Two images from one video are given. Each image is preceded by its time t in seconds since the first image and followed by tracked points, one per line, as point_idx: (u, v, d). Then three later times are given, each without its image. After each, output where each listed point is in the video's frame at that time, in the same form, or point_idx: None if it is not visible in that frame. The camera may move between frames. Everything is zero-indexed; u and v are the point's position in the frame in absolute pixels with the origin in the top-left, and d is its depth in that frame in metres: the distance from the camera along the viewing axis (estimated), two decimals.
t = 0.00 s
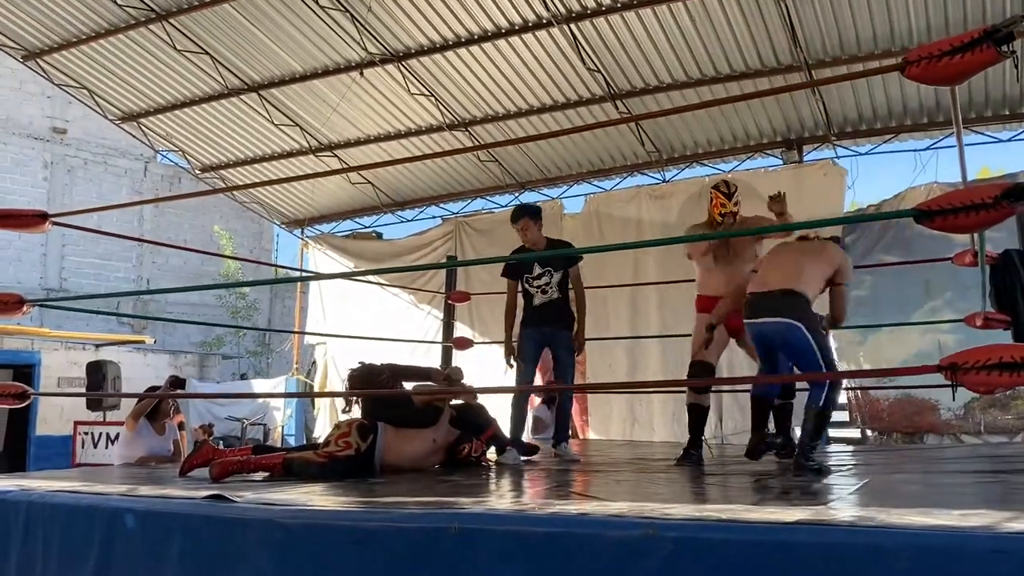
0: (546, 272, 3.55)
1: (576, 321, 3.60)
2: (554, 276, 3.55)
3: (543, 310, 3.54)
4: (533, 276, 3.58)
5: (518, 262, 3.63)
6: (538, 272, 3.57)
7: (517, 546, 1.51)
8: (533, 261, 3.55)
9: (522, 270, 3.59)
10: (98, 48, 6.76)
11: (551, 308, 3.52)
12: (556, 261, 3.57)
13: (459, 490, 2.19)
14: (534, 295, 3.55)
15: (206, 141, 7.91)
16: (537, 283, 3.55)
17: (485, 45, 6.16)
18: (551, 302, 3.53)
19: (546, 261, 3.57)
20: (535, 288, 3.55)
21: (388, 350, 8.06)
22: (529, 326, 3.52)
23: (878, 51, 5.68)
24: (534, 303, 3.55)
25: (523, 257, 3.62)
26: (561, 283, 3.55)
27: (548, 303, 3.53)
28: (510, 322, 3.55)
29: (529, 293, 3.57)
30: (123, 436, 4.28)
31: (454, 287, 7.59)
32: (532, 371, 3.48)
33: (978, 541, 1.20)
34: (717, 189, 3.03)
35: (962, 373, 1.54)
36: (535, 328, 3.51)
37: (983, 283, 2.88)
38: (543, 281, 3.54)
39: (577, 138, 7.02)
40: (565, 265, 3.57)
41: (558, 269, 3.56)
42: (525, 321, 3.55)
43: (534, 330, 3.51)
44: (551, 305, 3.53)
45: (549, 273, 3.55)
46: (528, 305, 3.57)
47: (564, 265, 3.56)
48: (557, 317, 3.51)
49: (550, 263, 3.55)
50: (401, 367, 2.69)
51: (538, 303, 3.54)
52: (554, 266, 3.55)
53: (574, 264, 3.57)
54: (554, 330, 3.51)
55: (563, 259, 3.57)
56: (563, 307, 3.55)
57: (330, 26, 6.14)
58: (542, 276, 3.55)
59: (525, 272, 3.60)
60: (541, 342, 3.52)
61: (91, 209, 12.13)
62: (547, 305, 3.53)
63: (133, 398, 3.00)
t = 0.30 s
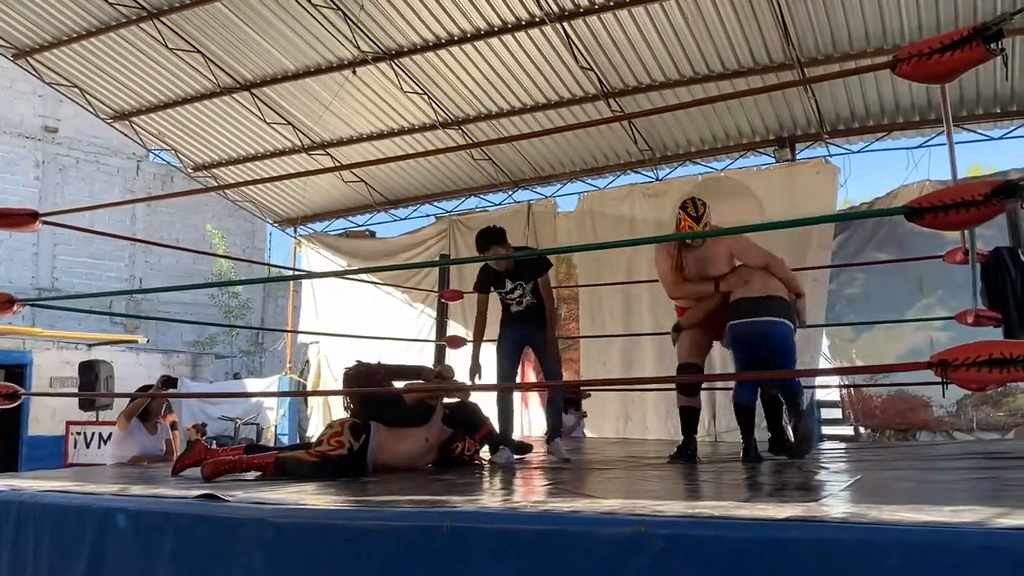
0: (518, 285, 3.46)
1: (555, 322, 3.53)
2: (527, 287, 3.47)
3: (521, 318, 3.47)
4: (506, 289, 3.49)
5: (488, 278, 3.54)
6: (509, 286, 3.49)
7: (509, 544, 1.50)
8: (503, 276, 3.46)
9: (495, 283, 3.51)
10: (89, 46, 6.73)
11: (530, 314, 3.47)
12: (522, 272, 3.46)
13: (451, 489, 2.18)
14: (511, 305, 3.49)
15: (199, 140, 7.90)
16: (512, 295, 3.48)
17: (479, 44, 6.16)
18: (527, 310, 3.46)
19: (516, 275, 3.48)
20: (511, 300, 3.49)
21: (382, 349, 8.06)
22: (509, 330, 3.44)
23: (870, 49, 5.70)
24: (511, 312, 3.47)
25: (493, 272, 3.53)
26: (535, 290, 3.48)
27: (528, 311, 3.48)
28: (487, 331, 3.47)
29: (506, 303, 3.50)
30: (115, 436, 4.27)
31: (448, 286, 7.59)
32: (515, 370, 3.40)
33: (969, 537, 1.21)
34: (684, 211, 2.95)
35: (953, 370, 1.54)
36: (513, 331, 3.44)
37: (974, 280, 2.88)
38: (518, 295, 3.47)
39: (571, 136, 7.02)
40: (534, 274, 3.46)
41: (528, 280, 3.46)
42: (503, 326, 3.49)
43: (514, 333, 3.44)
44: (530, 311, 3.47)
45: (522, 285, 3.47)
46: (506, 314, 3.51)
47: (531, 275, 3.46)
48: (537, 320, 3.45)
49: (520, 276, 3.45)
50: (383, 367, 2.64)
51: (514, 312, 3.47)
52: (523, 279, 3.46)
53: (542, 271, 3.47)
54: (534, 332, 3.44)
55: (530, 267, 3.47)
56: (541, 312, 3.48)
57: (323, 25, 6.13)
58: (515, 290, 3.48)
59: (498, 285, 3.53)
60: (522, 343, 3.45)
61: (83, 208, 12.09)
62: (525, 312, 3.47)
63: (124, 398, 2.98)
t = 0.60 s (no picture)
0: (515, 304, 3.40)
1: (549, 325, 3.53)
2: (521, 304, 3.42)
3: (515, 324, 3.46)
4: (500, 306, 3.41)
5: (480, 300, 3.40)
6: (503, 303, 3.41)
7: (506, 541, 1.50)
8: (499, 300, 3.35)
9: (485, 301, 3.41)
10: (82, 44, 6.71)
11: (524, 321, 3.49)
12: (517, 291, 3.38)
13: (448, 487, 2.18)
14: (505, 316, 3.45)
15: (194, 138, 7.88)
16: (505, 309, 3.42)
17: (474, 42, 6.15)
18: (522, 318, 3.44)
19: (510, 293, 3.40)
20: (506, 313, 3.44)
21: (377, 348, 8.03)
22: (503, 333, 3.43)
23: (865, 47, 5.71)
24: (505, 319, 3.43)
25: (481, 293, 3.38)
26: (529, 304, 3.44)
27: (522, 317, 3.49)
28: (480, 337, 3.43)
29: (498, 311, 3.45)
30: (110, 436, 4.25)
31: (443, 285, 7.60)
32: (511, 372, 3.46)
33: (966, 532, 1.21)
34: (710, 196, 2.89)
35: (949, 365, 1.55)
36: (507, 333, 3.44)
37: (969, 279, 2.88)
38: (513, 309, 3.42)
39: (567, 135, 7.02)
40: (527, 292, 3.39)
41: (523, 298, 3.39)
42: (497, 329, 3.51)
43: (508, 334, 3.43)
44: (523, 320, 3.46)
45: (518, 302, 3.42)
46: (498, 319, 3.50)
47: (526, 294, 3.39)
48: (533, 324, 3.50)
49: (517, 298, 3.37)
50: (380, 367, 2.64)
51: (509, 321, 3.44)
52: (518, 297, 3.39)
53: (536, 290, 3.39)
54: (528, 333, 3.44)
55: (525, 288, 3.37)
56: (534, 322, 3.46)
57: (317, 23, 6.11)
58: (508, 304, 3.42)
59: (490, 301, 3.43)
60: (515, 343, 3.44)
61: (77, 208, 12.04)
62: (520, 321, 3.45)
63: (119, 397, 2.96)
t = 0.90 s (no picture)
0: (520, 306, 3.41)
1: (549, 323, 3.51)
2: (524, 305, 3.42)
3: (516, 324, 3.46)
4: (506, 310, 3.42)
5: (484, 303, 3.40)
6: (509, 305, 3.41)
7: (506, 539, 1.50)
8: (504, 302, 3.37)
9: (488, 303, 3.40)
10: (79, 44, 6.70)
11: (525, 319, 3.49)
12: (520, 295, 3.38)
13: (448, 485, 2.18)
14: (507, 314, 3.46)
15: (191, 138, 7.87)
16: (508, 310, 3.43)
17: (472, 41, 6.16)
18: (524, 318, 3.44)
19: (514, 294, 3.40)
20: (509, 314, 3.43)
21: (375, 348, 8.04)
22: (503, 335, 3.44)
23: (862, 45, 5.73)
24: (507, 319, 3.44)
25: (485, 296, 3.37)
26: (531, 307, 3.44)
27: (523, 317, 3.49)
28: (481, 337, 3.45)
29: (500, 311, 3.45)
30: (108, 435, 4.25)
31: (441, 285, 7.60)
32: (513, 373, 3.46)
33: (966, 527, 1.21)
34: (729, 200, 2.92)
35: (949, 361, 1.55)
36: (507, 334, 3.45)
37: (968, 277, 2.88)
38: (516, 310, 3.42)
39: (564, 135, 7.03)
40: (531, 294, 3.39)
41: (526, 299, 3.40)
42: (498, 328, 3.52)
43: (508, 335, 3.45)
44: (524, 320, 3.45)
45: (522, 303, 3.42)
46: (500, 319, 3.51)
47: (529, 295, 3.38)
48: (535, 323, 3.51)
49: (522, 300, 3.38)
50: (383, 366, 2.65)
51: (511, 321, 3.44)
52: (523, 300, 3.39)
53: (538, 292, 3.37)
54: (527, 333, 3.44)
55: (529, 289, 3.37)
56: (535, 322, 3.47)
57: (315, 22, 6.11)
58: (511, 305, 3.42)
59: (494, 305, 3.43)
60: (515, 343, 3.45)
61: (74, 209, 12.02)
62: (522, 321, 3.45)
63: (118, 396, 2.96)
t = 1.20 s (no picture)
0: (521, 304, 3.40)
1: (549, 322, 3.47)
2: (526, 305, 3.40)
3: (517, 322, 3.46)
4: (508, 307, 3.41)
5: (488, 300, 3.39)
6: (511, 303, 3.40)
7: (506, 539, 1.50)
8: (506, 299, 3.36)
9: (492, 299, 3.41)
10: (76, 45, 6.69)
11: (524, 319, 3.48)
12: (524, 294, 3.36)
13: (446, 484, 2.18)
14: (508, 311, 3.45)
15: (188, 139, 7.86)
16: (509, 308, 3.42)
17: (469, 41, 6.16)
18: (524, 317, 3.43)
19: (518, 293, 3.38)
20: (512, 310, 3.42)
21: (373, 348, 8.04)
22: (503, 333, 3.43)
23: (859, 43, 5.74)
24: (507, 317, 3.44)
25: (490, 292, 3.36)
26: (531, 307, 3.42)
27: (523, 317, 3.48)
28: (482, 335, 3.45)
29: (503, 308, 3.45)
30: (107, 436, 4.24)
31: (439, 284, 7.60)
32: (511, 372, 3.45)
33: (964, 525, 1.21)
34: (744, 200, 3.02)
35: (947, 359, 1.55)
36: (507, 333, 3.44)
37: (964, 275, 2.87)
38: (517, 309, 3.41)
39: (562, 134, 7.03)
40: (533, 293, 3.36)
41: (529, 298, 3.38)
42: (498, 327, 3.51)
43: (507, 334, 3.44)
44: (523, 319, 3.44)
45: (524, 302, 3.40)
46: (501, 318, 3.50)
47: (531, 294, 3.36)
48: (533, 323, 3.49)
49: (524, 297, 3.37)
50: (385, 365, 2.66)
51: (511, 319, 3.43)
52: (525, 299, 3.37)
53: (540, 292, 3.35)
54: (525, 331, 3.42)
55: (532, 288, 3.34)
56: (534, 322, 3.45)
57: (311, 22, 6.10)
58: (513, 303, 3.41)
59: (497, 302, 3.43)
60: (515, 342, 3.43)
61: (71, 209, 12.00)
62: (522, 320, 3.44)
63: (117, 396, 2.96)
